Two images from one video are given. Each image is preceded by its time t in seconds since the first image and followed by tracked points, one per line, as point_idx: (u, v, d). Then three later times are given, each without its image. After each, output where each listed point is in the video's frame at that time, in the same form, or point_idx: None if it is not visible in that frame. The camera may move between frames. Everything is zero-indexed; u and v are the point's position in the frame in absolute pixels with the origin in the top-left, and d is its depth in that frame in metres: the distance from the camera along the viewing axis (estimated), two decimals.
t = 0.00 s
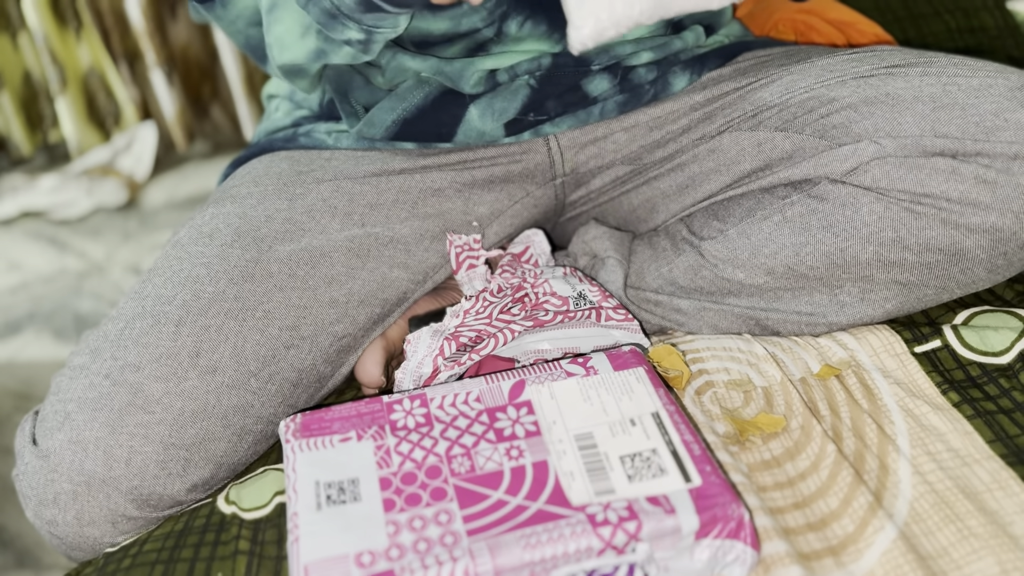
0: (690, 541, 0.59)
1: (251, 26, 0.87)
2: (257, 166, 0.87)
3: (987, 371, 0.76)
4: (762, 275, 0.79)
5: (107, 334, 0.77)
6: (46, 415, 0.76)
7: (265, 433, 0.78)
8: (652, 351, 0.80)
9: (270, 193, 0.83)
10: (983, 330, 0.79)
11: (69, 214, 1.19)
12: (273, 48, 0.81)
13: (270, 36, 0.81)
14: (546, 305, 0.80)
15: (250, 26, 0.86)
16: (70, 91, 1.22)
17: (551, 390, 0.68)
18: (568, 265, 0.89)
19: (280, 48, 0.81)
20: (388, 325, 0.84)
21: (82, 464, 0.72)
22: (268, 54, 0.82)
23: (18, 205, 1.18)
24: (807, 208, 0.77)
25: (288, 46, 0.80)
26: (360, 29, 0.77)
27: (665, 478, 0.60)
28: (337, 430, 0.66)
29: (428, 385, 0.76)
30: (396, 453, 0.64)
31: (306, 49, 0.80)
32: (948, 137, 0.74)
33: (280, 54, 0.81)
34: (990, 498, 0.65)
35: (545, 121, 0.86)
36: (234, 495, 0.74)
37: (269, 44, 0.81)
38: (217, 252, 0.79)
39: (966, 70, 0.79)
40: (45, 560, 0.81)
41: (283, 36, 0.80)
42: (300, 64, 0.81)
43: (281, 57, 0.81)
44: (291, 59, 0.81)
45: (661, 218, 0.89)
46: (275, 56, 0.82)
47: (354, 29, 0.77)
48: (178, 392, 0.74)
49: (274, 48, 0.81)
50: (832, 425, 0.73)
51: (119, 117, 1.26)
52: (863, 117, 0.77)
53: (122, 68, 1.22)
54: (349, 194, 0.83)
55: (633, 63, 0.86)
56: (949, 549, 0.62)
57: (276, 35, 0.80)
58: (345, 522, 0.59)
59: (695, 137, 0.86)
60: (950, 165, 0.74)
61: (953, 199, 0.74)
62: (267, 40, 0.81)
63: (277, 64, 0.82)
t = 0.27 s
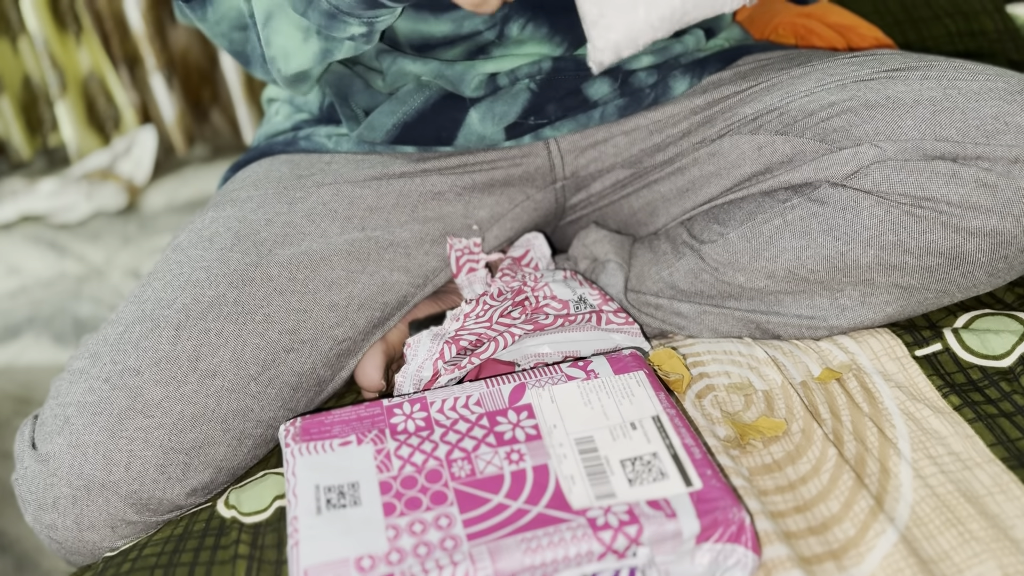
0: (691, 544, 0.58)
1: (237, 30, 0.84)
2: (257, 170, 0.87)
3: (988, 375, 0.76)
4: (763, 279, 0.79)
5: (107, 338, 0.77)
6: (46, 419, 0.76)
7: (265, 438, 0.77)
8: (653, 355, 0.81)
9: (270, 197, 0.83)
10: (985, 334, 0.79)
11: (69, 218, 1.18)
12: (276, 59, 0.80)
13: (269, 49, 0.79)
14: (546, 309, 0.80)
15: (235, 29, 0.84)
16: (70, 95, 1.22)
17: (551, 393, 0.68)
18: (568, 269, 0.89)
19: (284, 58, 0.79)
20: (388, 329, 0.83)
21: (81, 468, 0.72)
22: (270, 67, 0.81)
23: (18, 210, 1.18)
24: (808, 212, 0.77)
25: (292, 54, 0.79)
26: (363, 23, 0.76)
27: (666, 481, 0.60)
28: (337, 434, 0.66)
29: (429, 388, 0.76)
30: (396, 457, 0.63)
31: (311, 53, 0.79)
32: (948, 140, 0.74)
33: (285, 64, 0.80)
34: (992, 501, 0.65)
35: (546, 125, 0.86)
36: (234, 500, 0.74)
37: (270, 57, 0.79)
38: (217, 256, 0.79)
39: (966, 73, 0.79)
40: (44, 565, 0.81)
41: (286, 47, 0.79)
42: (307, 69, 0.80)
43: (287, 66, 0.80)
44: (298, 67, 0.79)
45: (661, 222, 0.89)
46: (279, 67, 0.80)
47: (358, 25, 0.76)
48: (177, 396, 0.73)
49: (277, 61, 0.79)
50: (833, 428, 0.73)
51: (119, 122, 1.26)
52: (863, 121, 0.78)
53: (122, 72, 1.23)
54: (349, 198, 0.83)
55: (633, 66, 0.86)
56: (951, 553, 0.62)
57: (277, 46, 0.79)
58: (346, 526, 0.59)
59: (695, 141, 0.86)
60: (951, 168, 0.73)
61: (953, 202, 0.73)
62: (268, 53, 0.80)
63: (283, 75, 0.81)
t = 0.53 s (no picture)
0: (691, 548, 0.58)
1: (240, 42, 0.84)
2: (257, 174, 0.87)
3: (988, 378, 0.76)
4: (763, 282, 0.80)
5: (107, 342, 0.76)
6: (45, 423, 0.76)
7: (265, 441, 0.77)
8: (652, 358, 0.81)
9: (270, 201, 0.83)
10: (984, 337, 0.79)
11: (69, 222, 1.18)
12: (295, 76, 0.80)
13: (286, 68, 0.79)
14: (546, 312, 0.80)
15: (234, 40, 0.84)
16: (70, 99, 1.22)
17: (551, 397, 0.68)
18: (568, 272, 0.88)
19: (302, 73, 0.79)
20: (389, 333, 0.84)
21: (81, 472, 0.72)
22: (290, 84, 0.81)
23: (19, 214, 1.18)
24: (807, 216, 0.77)
25: (310, 68, 0.79)
26: (372, 26, 0.74)
27: (666, 485, 0.60)
28: (337, 437, 0.66)
29: (428, 392, 0.75)
30: (396, 461, 0.63)
31: (327, 62, 0.79)
32: (948, 143, 0.75)
33: (305, 79, 0.80)
34: (991, 504, 0.65)
35: (546, 129, 0.86)
36: (234, 503, 0.74)
37: (288, 76, 0.80)
38: (217, 259, 0.79)
39: (966, 77, 0.79)
40: (44, 568, 0.81)
41: (302, 63, 0.79)
42: (327, 76, 0.80)
43: (308, 81, 0.80)
44: (317, 79, 0.80)
45: (661, 225, 0.89)
46: (300, 82, 0.81)
47: (366, 29, 0.75)
48: (177, 400, 0.73)
49: (296, 78, 0.80)
50: (833, 431, 0.73)
51: (120, 125, 1.26)
52: (863, 124, 0.78)
53: (123, 77, 1.23)
54: (349, 202, 0.83)
55: (634, 71, 0.85)
56: (951, 556, 0.61)
57: (293, 63, 0.79)
58: (346, 530, 0.59)
59: (695, 144, 0.86)
60: (950, 172, 0.74)
61: (953, 205, 0.73)
62: (286, 73, 0.80)
63: (304, 88, 0.81)
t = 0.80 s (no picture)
0: (692, 554, 0.58)
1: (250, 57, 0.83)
2: (257, 180, 0.87)
3: (988, 384, 0.76)
4: (763, 287, 0.80)
5: (107, 347, 0.76)
6: (45, 429, 0.75)
7: (264, 448, 0.77)
8: (652, 363, 0.81)
9: (270, 206, 0.83)
10: (985, 342, 0.79)
11: (69, 228, 1.18)
12: (316, 91, 0.79)
13: (306, 84, 0.78)
14: (546, 317, 0.81)
15: (242, 56, 0.83)
16: (70, 105, 1.22)
17: (551, 403, 0.68)
18: (569, 278, 0.87)
19: (323, 87, 0.78)
20: (389, 338, 0.84)
21: (80, 478, 0.71)
22: (311, 100, 0.80)
23: (19, 220, 1.18)
24: (807, 221, 0.77)
25: (331, 80, 0.78)
26: (383, 33, 0.73)
27: (666, 491, 0.60)
28: (337, 443, 0.66)
29: (427, 398, 0.75)
30: (396, 467, 0.63)
31: (345, 71, 0.77)
32: (947, 149, 0.75)
33: (326, 93, 0.79)
34: (992, 510, 0.65)
35: (545, 134, 0.86)
36: (234, 509, 0.74)
37: (309, 92, 0.79)
38: (217, 265, 0.79)
39: (965, 83, 0.79)
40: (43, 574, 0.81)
41: (321, 77, 0.78)
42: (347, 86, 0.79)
43: (330, 94, 0.79)
44: (338, 89, 0.79)
45: (660, 230, 0.89)
46: (321, 97, 0.79)
47: (379, 36, 0.73)
48: (177, 405, 0.73)
49: (317, 93, 0.79)
50: (833, 437, 0.72)
51: (119, 131, 1.27)
52: (863, 129, 0.77)
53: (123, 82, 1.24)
54: (349, 208, 0.83)
55: (634, 77, 0.85)
56: (952, 562, 0.61)
57: (312, 79, 0.78)
58: (345, 536, 0.59)
59: (694, 150, 0.87)
60: (950, 177, 0.74)
61: (953, 210, 0.73)
62: (306, 90, 0.79)
63: (326, 102, 0.80)
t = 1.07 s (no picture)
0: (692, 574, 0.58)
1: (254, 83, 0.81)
2: (258, 201, 0.88)
3: (985, 403, 0.76)
4: (760, 306, 0.80)
5: (109, 367, 0.77)
6: (46, 448, 0.76)
7: (263, 467, 0.78)
8: (651, 383, 0.81)
9: (271, 226, 0.83)
10: (982, 361, 0.80)
11: (71, 246, 1.19)
12: (318, 110, 0.77)
13: (308, 102, 0.77)
14: (545, 336, 0.81)
15: (252, 83, 0.81)
16: (73, 123, 1.24)
17: (550, 421, 0.68)
18: (567, 296, 0.87)
19: (325, 105, 0.77)
20: (389, 357, 0.84)
21: (83, 497, 0.72)
22: (314, 120, 0.79)
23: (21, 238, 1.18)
24: (803, 240, 0.77)
25: (333, 98, 0.77)
26: (388, 60, 0.73)
27: (665, 510, 0.60)
28: (337, 463, 0.66)
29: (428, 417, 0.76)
30: (396, 486, 0.64)
31: (347, 92, 0.76)
32: (941, 169, 0.76)
33: (329, 112, 0.77)
34: (990, 529, 0.65)
35: (544, 154, 0.87)
36: (234, 528, 0.74)
37: (311, 110, 0.78)
38: (219, 284, 0.80)
39: (959, 104, 0.80)
40: None
41: (325, 95, 0.76)
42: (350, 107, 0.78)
43: (332, 113, 0.77)
44: (340, 108, 0.77)
45: (659, 248, 0.89)
46: (323, 117, 0.78)
47: (382, 62, 0.73)
48: (178, 424, 0.74)
49: (320, 112, 0.77)
50: (831, 455, 0.73)
51: (122, 150, 1.28)
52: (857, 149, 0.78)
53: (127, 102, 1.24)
54: (350, 227, 0.83)
55: (631, 97, 0.87)
56: None
57: (315, 96, 0.77)
58: (346, 556, 0.59)
59: (692, 170, 0.87)
60: (944, 198, 0.75)
61: (947, 229, 0.75)
62: (309, 108, 0.78)
63: (328, 122, 0.78)
